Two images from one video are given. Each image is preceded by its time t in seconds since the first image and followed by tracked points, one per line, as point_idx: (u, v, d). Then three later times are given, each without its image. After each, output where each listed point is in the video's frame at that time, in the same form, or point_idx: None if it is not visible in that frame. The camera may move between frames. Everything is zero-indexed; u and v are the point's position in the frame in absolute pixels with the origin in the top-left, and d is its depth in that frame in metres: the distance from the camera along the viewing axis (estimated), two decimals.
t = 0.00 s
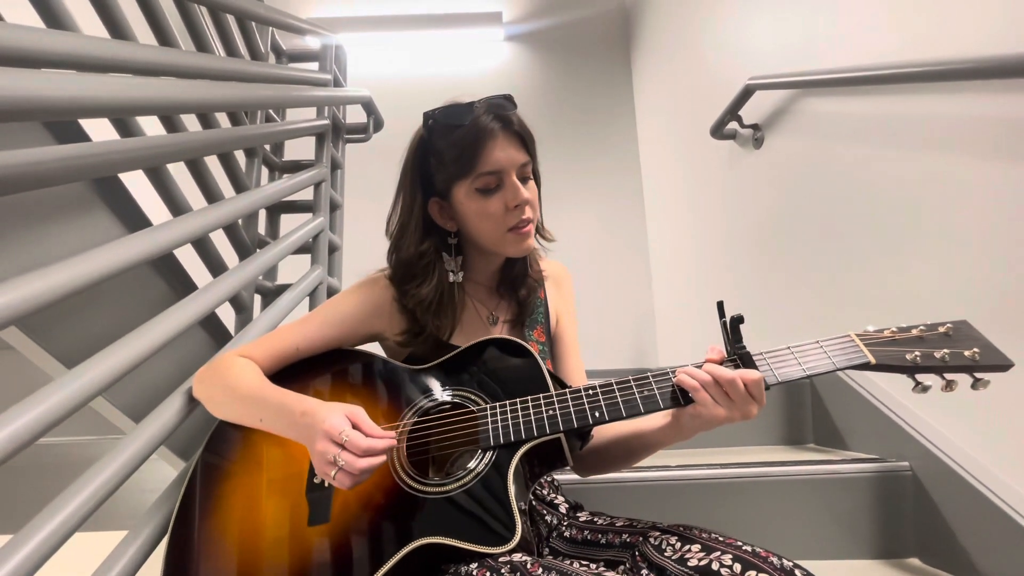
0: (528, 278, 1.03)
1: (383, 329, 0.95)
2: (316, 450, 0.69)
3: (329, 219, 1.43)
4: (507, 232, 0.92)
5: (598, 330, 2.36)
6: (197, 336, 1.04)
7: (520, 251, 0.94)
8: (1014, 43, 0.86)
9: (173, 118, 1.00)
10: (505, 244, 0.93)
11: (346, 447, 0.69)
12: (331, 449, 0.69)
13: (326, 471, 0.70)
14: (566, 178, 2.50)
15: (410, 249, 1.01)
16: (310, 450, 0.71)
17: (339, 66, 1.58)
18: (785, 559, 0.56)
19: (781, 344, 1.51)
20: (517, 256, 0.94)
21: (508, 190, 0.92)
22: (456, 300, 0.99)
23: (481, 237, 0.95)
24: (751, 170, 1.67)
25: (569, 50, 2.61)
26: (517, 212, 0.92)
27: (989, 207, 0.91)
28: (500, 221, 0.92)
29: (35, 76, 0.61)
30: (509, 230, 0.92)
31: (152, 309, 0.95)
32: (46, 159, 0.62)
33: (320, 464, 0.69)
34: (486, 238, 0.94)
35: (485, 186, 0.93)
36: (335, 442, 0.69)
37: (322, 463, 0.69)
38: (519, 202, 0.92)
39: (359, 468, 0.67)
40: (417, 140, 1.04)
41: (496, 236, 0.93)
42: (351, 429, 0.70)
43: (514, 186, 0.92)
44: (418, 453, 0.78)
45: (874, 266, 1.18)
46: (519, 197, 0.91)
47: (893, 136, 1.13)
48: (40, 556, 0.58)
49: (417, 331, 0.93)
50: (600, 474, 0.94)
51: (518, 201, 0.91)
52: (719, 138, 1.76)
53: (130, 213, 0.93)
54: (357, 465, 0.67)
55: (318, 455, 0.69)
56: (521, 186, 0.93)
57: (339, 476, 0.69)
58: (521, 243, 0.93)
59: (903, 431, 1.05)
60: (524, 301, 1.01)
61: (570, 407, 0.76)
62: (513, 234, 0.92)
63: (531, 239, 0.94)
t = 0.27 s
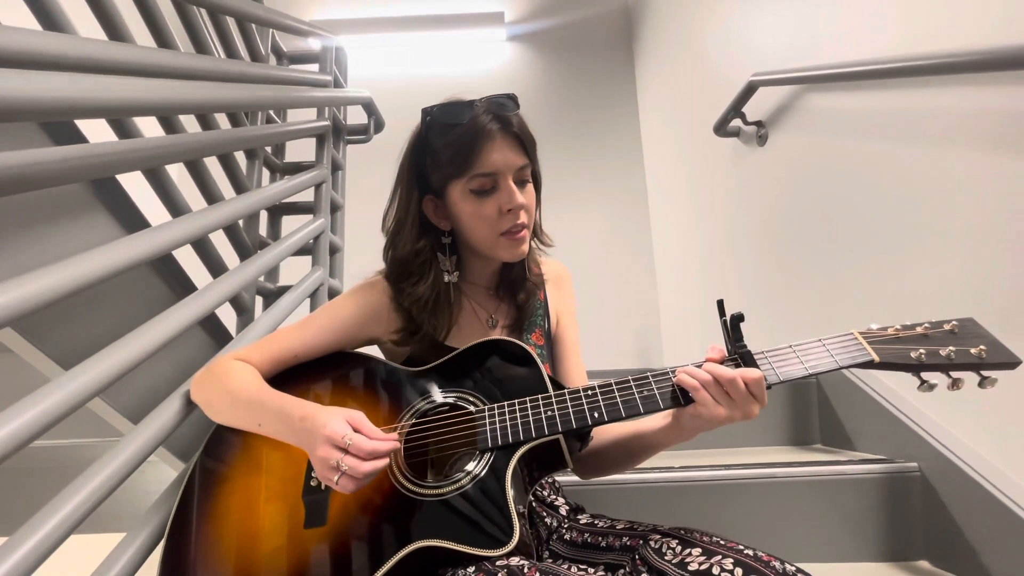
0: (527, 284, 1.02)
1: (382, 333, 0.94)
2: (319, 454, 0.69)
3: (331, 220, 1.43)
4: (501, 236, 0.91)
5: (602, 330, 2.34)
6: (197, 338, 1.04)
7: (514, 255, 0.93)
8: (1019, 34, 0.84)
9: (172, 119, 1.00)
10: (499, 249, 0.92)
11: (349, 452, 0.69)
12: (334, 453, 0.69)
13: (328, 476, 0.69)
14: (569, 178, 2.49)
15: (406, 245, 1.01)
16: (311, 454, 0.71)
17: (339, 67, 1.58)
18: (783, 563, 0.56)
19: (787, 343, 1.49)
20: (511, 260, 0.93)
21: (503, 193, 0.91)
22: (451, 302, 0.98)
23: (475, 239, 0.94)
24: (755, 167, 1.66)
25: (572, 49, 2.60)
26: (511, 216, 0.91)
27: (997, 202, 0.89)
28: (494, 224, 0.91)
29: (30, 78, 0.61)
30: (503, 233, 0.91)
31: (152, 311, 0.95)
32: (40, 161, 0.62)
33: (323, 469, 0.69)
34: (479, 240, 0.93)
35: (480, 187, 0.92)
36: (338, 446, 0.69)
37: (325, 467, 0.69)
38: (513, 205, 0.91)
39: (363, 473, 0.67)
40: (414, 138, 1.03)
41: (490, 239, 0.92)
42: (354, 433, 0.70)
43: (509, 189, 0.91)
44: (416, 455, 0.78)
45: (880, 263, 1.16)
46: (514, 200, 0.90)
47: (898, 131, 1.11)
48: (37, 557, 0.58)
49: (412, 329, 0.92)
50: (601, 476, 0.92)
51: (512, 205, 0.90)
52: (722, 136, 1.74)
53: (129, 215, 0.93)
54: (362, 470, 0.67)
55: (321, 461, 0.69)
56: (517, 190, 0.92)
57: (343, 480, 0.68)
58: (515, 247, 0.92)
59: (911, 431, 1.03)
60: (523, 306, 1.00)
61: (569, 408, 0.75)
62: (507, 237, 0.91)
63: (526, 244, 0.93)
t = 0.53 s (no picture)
0: (529, 289, 1.00)
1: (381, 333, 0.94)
2: (343, 436, 0.69)
3: (332, 221, 1.43)
4: (502, 235, 0.91)
5: (606, 329, 2.33)
6: (199, 339, 1.05)
7: (514, 255, 0.92)
8: None
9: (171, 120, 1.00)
10: (500, 247, 0.92)
11: (374, 426, 0.71)
12: (361, 429, 0.70)
13: (357, 454, 0.70)
14: (573, 178, 2.48)
15: (406, 239, 1.00)
16: (329, 441, 0.71)
17: (340, 68, 1.59)
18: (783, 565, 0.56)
19: (792, 342, 1.47)
20: (509, 259, 0.92)
21: (506, 189, 0.90)
22: (450, 301, 0.98)
23: (476, 237, 0.93)
24: (759, 165, 1.64)
25: (575, 48, 2.59)
26: (513, 214, 0.90)
27: (1005, 196, 0.88)
28: (494, 221, 0.90)
29: (28, 80, 0.61)
30: (503, 232, 0.91)
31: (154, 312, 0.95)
32: (39, 163, 0.62)
33: (350, 448, 0.70)
34: (479, 238, 0.93)
35: (483, 183, 0.92)
36: (363, 423, 0.70)
37: (354, 445, 0.70)
38: (515, 203, 0.90)
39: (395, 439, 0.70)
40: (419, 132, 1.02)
41: (490, 237, 0.91)
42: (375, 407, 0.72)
43: (511, 186, 0.91)
44: (416, 456, 0.78)
45: (886, 260, 1.15)
46: (516, 198, 0.90)
47: (903, 126, 1.10)
48: (36, 557, 0.58)
49: (407, 327, 0.92)
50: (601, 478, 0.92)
51: (515, 202, 0.90)
52: (725, 132, 1.73)
53: (130, 216, 0.94)
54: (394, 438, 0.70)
55: (347, 441, 0.69)
56: (520, 188, 0.91)
57: (375, 452, 0.70)
58: (516, 246, 0.91)
59: (919, 430, 1.01)
60: (522, 310, 0.99)
61: (568, 409, 0.74)
62: (507, 235, 0.91)
63: (526, 243, 0.92)
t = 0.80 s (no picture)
0: (531, 291, 1.00)
1: (382, 335, 0.95)
2: (325, 440, 0.69)
3: (334, 222, 1.44)
4: (506, 236, 0.90)
5: (610, 328, 2.32)
6: (202, 341, 1.05)
7: (518, 256, 0.92)
8: None
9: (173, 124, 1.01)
10: (504, 249, 0.91)
11: (357, 434, 0.70)
12: (343, 437, 0.69)
13: (337, 463, 0.69)
14: (576, 177, 2.47)
15: (412, 242, 1.00)
16: (314, 443, 0.71)
17: (341, 70, 1.59)
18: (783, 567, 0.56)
19: (797, 340, 1.46)
20: (512, 261, 0.92)
21: (508, 190, 0.90)
22: (453, 303, 0.97)
23: (480, 238, 0.93)
24: (762, 162, 1.63)
25: (577, 47, 2.59)
26: (516, 215, 0.90)
27: (1011, 192, 0.86)
28: (499, 223, 0.90)
29: (28, 85, 0.61)
30: (506, 233, 0.90)
31: (156, 314, 0.96)
32: (40, 168, 0.63)
33: (329, 453, 0.69)
34: (483, 240, 0.93)
35: (485, 184, 0.91)
36: (346, 431, 0.70)
37: (332, 452, 0.69)
38: (518, 204, 0.90)
39: (373, 453, 0.69)
40: (421, 133, 1.02)
41: (494, 239, 0.91)
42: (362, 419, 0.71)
43: (514, 187, 0.90)
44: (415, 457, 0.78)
45: (890, 258, 1.13)
46: (519, 199, 0.89)
47: (907, 122, 1.08)
48: (39, 558, 0.59)
49: (416, 331, 0.92)
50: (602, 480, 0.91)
51: (518, 203, 0.89)
52: (728, 130, 1.72)
53: (132, 219, 0.95)
54: (372, 451, 0.69)
55: (329, 446, 0.69)
56: (522, 188, 0.91)
57: (352, 463, 0.69)
58: (520, 248, 0.91)
59: (924, 429, 1.00)
60: (524, 312, 0.98)
61: (566, 410, 0.74)
62: (511, 237, 0.90)
63: (529, 244, 0.92)
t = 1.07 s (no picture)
0: (530, 291, 1.00)
1: (381, 336, 0.95)
2: (320, 440, 0.69)
3: (337, 223, 1.44)
4: (507, 237, 0.90)
5: (614, 327, 2.32)
6: (205, 342, 1.06)
7: (518, 257, 0.92)
8: None
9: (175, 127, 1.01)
10: (505, 249, 0.91)
11: (352, 441, 0.70)
12: (338, 439, 0.69)
13: (324, 466, 0.69)
14: (579, 175, 2.47)
15: (411, 242, 1.00)
16: (309, 445, 0.71)
17: (342, 70, 1.59)
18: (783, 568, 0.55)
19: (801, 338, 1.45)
20: (513, 262, 0.92)
21: (510, 190, 0.90)
22: (452, 304, 0.98)
23: (480, 239, 0.93)
24: (766, 159, 1.62)
25: (579, 46, 2.58)
26: (518, 216, 0.89)
27: (1017, 188, 0.85)
28: (500, 224, 0.90)
29: (29, 90, 0.62)
30: (508, 234, 0.90)
31: (159, 316, 0.96)
32: (43, 172, 0.63)
33: (322, 455, 0.69)
34: (485, 241, 0.92)
35: (487, 185, 0.91)
36: (343, 435, 0.70)
37: (325, 453, 0.69)
38: (520, 205, 0.90)
39: (363, 460, 0.67)
40: (421, 132, 1.02)
41: (496, 239, 0.91)
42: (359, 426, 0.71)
43: (516, 187, 0.90)
44: (415, 458, 0.78)
45: (894, 255, 1.12)
46: (521, 200, 0.89)
47: (911, 117, 1.07)
48: (44, 557, 0.59)
49: (412, 333, 0.92)
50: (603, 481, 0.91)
51: (519, 204, 0.89)
52: (732, 127, 1.69)
53: (135, 222, 0.95)
54: (364, 457, 0.67)
55: (322, 447, 0.69)
56: (524, 189, 0.91)
57: (340, 467, 0.68)
58: (520, 248, 0.91)
59: (930, 428, 0.99)
60: (523, 313, 0.98)
61: (565, 410, 0.74)
62: (512, 237, 0.90)
63: (530, 244, 0.92)
